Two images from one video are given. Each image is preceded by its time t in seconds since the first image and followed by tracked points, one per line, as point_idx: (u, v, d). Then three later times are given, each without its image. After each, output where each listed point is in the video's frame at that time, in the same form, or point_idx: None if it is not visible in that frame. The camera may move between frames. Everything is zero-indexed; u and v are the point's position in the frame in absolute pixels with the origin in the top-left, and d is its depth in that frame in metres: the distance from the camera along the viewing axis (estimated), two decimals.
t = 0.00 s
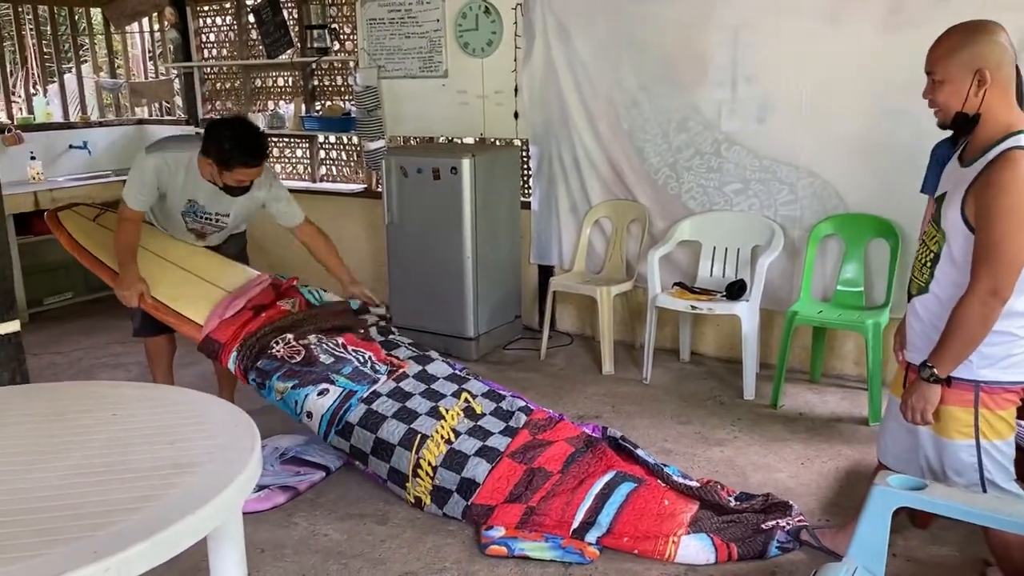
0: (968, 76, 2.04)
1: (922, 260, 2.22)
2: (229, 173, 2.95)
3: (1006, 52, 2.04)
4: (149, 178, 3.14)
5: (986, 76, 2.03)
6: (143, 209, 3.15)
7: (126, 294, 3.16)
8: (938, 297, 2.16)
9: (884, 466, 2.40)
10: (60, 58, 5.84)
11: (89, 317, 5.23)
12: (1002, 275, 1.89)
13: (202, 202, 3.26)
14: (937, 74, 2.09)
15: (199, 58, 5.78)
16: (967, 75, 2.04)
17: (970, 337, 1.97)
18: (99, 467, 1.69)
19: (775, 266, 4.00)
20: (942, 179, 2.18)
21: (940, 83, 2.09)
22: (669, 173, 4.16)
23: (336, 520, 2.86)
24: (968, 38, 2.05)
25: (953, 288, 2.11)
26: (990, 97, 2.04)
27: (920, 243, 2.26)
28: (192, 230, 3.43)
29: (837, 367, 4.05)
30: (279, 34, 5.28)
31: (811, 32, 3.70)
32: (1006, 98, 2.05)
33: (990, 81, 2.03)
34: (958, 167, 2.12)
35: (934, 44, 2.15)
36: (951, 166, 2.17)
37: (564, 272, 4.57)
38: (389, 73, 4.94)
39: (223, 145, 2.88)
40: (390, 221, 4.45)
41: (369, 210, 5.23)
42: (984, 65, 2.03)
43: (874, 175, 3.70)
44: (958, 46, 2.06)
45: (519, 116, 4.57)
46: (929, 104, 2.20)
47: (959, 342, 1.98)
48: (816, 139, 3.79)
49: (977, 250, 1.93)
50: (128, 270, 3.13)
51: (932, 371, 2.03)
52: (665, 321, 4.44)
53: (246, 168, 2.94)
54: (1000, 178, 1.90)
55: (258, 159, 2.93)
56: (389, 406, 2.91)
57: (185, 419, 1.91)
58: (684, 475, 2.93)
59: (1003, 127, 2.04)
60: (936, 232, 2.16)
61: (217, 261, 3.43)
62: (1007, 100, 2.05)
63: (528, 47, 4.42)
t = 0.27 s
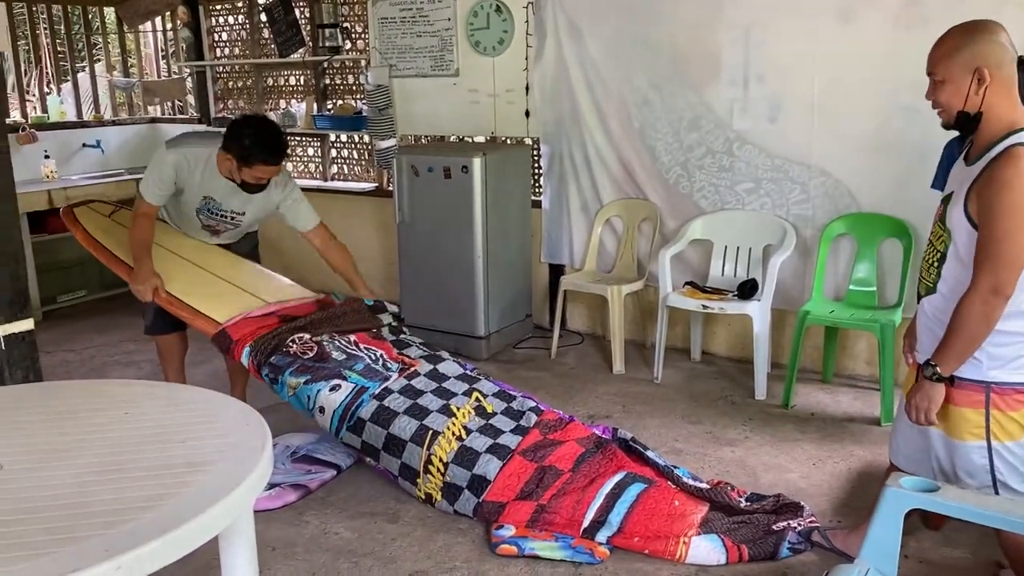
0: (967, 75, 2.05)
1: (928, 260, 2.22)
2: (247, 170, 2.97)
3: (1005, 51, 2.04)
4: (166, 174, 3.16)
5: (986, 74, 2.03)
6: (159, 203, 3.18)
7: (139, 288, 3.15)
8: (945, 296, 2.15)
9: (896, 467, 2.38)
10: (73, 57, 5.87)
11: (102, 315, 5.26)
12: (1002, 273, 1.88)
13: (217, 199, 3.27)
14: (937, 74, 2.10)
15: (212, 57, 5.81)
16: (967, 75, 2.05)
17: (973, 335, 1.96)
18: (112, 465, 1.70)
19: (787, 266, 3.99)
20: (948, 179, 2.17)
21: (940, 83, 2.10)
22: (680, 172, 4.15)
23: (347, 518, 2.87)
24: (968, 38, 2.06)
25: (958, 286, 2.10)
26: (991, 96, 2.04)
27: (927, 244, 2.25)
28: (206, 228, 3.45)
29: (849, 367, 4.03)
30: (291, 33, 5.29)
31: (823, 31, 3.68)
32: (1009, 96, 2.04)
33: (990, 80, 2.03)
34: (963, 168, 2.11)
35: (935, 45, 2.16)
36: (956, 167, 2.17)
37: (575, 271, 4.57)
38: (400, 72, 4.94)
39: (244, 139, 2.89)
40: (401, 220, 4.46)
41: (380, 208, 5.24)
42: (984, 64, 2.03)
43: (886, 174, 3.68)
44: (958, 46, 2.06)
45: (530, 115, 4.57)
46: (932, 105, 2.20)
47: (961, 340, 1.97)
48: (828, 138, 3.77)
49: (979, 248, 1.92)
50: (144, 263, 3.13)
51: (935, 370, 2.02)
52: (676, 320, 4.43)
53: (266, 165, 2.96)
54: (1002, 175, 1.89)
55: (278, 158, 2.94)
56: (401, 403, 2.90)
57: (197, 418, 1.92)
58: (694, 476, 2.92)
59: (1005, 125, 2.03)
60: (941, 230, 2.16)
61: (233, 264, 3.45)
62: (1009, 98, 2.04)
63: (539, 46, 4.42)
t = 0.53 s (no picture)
0: (980, 75, 2.04)
1: (939, 260, 2.21)
2: (239, 161, 2.95)
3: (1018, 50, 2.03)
4: (174, 171, 3.19)
5: (999, 74, 2.03)
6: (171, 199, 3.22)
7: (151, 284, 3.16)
8: (955, 297, 2.14)
9: (905, 468, 2.37)
10: (83, 57, 5.91)
11: (111, 314, 5.28)
12: (1016, 274, 1.87)
13: (225, 196, 3.29)
14: (949, 73, 2.10)
15: (220, 57, 5.82)
16: (979, 74, 2.05)
17: (987, 336, 1.95)
18: (125, 463, 1.71)
19: (795, 267, 3.98)
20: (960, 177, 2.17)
21: (952, 82, 2.10)
22: (688, 172, 4.14)
23: (356, 517, 2.87)
24: (980, 37, 2.05)
25: (969, 288, 2.10)
26: (1003, 95, 2.03)
27: (937, 244, 2.23)
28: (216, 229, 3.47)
29: (858, 368, 4.02)
30: (299, 33, 5.31)
31: (833, 30, 3.67)
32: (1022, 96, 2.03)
33: (1003, 79, 2.03)
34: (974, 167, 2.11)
35: (946, 44, 2.15)
36: (967, 167, 2.16)
37: (582, 271, 4.56)
38: (408, 72, 4.95)
39: (240, 128, 2.90)
40: (409, 220, 4.46)
41: (388, 208, 5.25)
42: (997, 63, 2.03)
43: (896, 174, 3.66)
44: (971, 46, 2.06)
45: (538, 115, 4.57)
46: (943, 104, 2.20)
47: (976, 342, 1.96)
48: (837, 138, 3.76)
49: (992, 248, 1.91)
50: (156, 259, 3.15)
51: (951, 373, 2.01)
52: (684, 320, 4.42)
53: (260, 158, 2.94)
54: (1013, 175, 1.88)
55: (272, 151, 2.93)
56: (410, 400, 2.91)
57: (206, 416, 1.93)
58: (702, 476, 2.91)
59: (1017, 124, 2.03)
60: (951, 231, 2.16)
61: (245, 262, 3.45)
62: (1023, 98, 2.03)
63: (547, 46, 4.42)
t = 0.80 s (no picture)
0: (988, 74, 2.05)
1: (946, 260, 2.21)
2: (223, 165, 2.92)
3: None
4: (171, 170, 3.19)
5: (1005, 75, 2.03)
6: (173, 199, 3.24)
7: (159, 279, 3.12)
8: (962, 296, 2.15)
9: (911, 468, 2.37)
10: (89, 57, 5.92)
11: (116, 313, 5.29)
12: (1021, 273, 1.88)
13: (221, 199, 3.29)
14: (957, 72, 2.10)
15: (226, 57, 5.84)
16: (987, 74, 2.05)
17: (992, 335, 1.95)
18: (134, 460, 1.72)
19: (800, 267, 3.98)
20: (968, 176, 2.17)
21: (960, 81, 2.10)
22: (693, 173, 4.15)
23: (362, 516, 2.88)
24: (988, 37, 2.06)
25: (977, 287, 2.10)
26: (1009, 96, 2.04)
27: (947, 242, 2.23)
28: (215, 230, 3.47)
29: (863, 368, 4.02)
30: (305, 33, 5.32)
31: (838, 31, 3.68)
32: None
33: (1011, 80, 2.03)
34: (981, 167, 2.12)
35: (955, 44, 2.16)
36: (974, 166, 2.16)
37: (587, 271, 4.57)
38: (413, 72, 4.96)
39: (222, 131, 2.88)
40: (414, 220, 4.47)
41: (393, 208, 5.26)
42: (1005, 63, 2.03)
43: (901, 174, 3.67)
44: (979, 45, 2.06)
45: (543, 115, 4.57)
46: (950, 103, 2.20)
47: (982, 341, 1.96)
48: (842, 139, 3.77)
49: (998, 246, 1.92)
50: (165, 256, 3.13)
51: (957, 373, 2.01)
52: (689, 321, 4.43)
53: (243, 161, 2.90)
54: (1019, 175, 1.89)
55: (254, 153, 2.88)
56: (417, 398, 2.92)
57: (215, 413, 1.93)
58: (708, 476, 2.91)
59: None
60: (958, 230, 2.16)
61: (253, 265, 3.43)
62: None
63: (553, 46, 4.43)
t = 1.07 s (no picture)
0: (987, 78, 2.05)
1: (945, 262, 2.22)
2: (222, 147, 3.01)
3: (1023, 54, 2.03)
4: (166, 168, 3.17)
5: (1003, 79, 2.04)
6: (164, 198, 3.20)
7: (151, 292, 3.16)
8: (961, 299, 2.16)
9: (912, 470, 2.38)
10: (91, 58, 5.94)
11: (117, 314, 5.30)
12: (1020, 274, 1.88)
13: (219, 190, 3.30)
14: (956, 76, 2.11)
15: (227, 58, 5.85)
16: (986, 77, 2.05)
17: (994, 338, 1.95)
18: (138, 459, 1.72)
19: (801, 270, 3.99)
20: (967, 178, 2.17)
21: (959, 84, 2.11)
22: (694, 175, 4.16)
23: (363, 516, 2.88)
24: (987, 40, 2.06)
25: (976, 290, 2.11)
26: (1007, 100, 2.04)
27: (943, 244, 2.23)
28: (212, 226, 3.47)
29: (863, 370, 4.03)
30: (306, 35, 5.32)
31: (838, 33, 3.69)
32: None
33: (1009, 85, 2.04)
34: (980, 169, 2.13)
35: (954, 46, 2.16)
36: (973, 169, 2.17)
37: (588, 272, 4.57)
38: (414, 74, 4.97)
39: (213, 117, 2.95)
40: (415, 221, 4.48)
41: (394, 209, 5.26)
42: (1005, 67, 2.03)
43: (901, 177, 3.67)
44: (977, 48, 2.07)
45: (544, 116, 4.58)
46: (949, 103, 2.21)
47: (984, 341, 1.96)
48: (842, 141, 3.78)
49: (998, 249, 1.92)
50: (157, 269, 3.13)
51: (956, 375, 2.01)
52: (689, 322, 4.43)
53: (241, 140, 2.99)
54: (1017, 178, 1.89)
55: (251, 129, 2.97)
56: (414, 406, 2.91)
57: (216, 414, 1.94)
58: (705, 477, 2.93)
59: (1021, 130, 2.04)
60: (958, 233, 2.16)
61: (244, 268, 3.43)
62: None
63: (554, 48, 4.43)
